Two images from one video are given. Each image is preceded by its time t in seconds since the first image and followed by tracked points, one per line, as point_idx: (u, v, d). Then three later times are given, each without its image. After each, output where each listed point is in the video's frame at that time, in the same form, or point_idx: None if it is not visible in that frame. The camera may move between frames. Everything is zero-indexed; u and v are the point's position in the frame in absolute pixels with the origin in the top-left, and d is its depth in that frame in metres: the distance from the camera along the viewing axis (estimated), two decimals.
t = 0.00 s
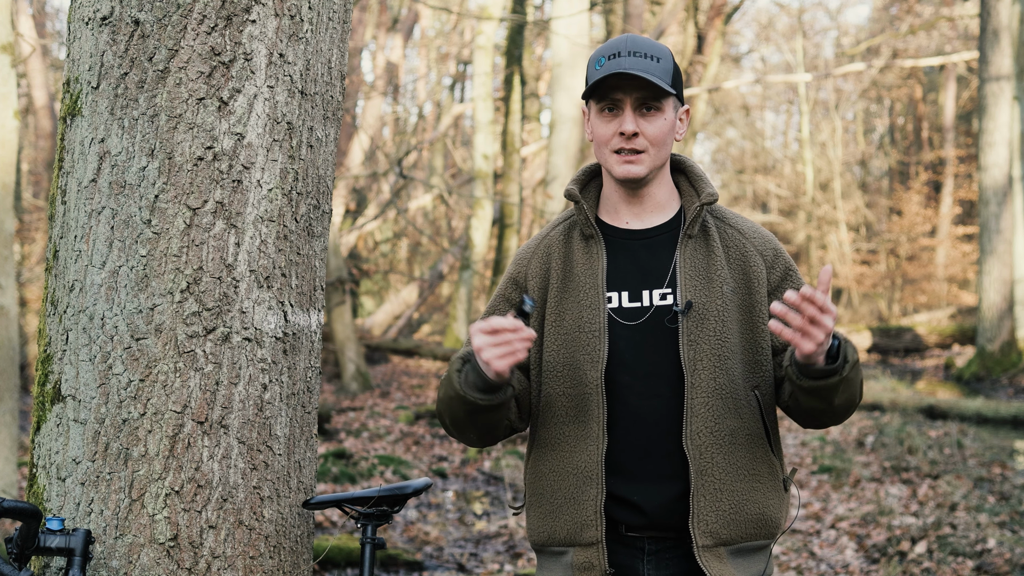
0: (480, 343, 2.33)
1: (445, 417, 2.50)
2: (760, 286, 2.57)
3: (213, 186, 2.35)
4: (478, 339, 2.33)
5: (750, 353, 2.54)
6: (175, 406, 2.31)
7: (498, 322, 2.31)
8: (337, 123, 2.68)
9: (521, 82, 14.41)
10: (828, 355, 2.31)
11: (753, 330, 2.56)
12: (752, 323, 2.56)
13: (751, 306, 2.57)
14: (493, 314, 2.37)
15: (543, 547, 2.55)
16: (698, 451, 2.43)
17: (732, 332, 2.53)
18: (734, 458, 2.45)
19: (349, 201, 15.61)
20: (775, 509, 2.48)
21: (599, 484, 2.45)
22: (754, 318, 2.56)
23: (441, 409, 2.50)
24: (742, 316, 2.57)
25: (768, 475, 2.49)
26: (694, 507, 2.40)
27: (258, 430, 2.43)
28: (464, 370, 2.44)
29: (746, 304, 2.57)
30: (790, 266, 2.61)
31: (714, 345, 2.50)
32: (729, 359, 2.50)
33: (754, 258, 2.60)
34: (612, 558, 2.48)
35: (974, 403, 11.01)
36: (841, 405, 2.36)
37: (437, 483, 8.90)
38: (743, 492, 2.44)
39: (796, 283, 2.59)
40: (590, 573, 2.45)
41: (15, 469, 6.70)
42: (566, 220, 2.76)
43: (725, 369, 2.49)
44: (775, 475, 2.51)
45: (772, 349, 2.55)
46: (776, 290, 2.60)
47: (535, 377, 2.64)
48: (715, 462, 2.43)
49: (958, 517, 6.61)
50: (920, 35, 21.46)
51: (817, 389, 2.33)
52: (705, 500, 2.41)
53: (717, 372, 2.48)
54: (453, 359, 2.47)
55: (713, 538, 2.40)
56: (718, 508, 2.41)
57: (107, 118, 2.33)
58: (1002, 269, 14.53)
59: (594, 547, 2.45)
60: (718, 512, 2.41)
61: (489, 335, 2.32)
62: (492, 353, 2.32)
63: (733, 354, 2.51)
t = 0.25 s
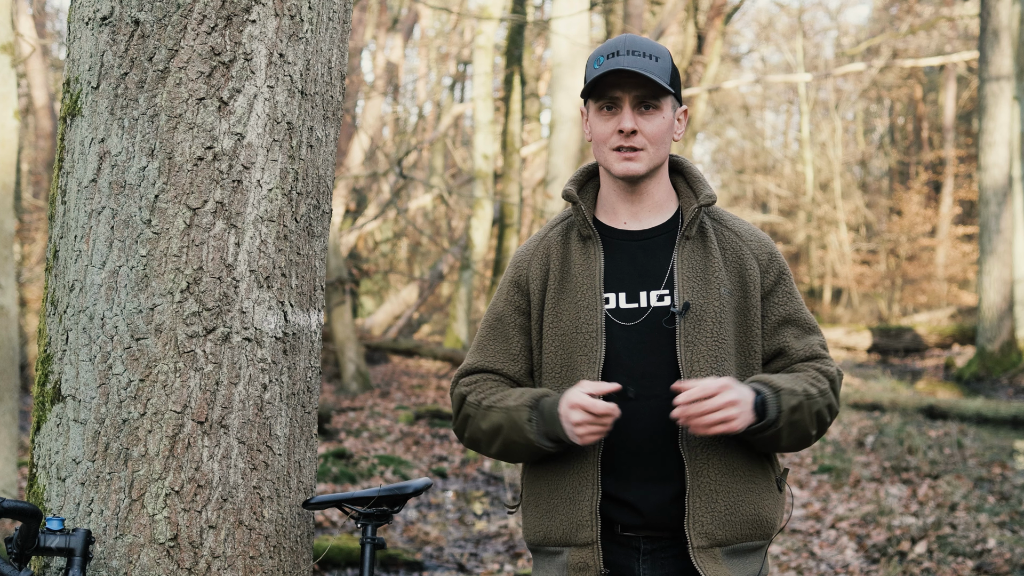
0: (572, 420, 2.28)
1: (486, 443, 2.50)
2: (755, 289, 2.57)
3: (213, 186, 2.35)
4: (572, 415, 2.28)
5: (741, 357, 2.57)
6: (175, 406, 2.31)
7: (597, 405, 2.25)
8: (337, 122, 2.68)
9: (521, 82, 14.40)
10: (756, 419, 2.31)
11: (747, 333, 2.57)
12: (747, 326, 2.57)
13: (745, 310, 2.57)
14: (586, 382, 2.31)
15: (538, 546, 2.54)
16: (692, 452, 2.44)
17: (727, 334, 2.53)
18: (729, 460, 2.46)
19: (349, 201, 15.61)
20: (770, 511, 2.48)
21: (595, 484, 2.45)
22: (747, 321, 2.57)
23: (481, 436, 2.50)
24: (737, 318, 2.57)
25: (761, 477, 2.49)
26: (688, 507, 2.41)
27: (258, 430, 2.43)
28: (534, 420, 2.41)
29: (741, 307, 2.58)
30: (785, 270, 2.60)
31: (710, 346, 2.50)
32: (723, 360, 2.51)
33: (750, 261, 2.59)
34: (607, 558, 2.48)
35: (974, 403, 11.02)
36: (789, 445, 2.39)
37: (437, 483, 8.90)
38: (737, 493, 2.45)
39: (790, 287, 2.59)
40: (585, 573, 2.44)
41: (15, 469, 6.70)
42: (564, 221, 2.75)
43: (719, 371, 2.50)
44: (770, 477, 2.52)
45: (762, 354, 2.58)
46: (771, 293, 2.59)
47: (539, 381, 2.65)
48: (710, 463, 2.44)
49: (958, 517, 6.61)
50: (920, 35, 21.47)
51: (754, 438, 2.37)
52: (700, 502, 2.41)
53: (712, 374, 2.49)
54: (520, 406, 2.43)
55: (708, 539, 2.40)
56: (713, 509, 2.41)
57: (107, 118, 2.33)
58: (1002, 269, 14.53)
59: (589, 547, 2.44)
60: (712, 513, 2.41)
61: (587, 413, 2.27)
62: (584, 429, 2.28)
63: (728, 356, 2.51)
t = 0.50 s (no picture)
0: (590, 428, 2.31)
1: (494, 446, 2.52)
2: (749, 290, 2.57)
3: (213, 186, 2.35)
4: (591, 424, 2.30)
5: (734, 357, 2.58)
6: (175, 406, 2.31)
7: (618, 413, 2.27)
8: (337, 123, 2.68)
9: (521, 82, 14.39)
10: (734, 425, 2.33)
11: (742, 333, 2.57)
12: (741, 325, 2.57)
13: (740, 311, 2.57)
14: (602, 390, 2.32)
15: (535, 545, 2.54)
16: (687, 450, 2.43)
17: (722, 334, 2.53)
18: (724, 459, 2.46)
19: (349, 201, 15.62)
20: (763, 510, 2.49)
21: (591, 483, 2.45)
22: (742, 321, 2.57)
23: (490, 440, 2.52)
24: (732, 317, 2.57)
25: (755, 476, 2.50)
26: (682, 506, 2.40)
27: (258, 430, 2.43)
28: (546, 425, 2.43)
29: (736, 308, 2.58)
30: (779, 270, 2.61)
31: (705, 346, 2.50)
32: (718, 360, 2.51)
33: (745, 262, 2.59)
34: (603, 557, 2.46)
35: (974, 403, 11.02)
36: (772, 450, 2.41)
37: (437, 483, 8.90)
38: (731, 492, 2.45)
39: (784, 288, 2.59)
40: (581, 572, 2.43)
41: (15, 469, 6.70)
42: (561, 222, 2.75)
43: (714, 371, 2.50)
44: (762, 476, 2.53)
45: (756, 355, 2.59)
46: (765, 294, 2.59)
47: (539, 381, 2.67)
48: (705, 463, 2.43)
49: (958, 517, 6.61)
50: (920, 35, 21.45)
51: (734, 445, 2.41)
52: (692, 501, 2.40)
53: (706, 373, 2.48)
54: (531, 412, 2.45)
55: (701, 538, 2.39)
56: (707, 508, 2.41)
57: (107, 118, 2.33)
58: (1002, 269, 14.53)
59: (585, 546, 2.44)
60: (707, 513, 2.41)
61: (606, 420, 2.29)
62: (602, 436, 2.31)
63: (721, 355, 2.52)
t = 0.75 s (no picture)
0: (511, 385, 2.26)
1: (456, 432, 2.51)
2: (746, 287, 2.56)
3: (213, 186, 2.35)
4: (511, 381, 2.26)
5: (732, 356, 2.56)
6: (175, 406, 2.31)
7: (534, 365, 2.25)
8: (337, 123, 2.68)
9: (521, 82, 14.38)
10: (779, 402, 2.29)
11: (740, 330, 2.56)
12: (738, 323, 2.56)
13: (737, 308, 2.57)
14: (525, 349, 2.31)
15: (533, 545, 2.55)
16: (683, 447, 2.43)
17: (718, 333, 2.52)
18: (721, 457, 2.45)
19: (349, 201, 15.63)
20: (762, 509, 2.48)
21: (587, 483, 2.45)
22: (739, 319, 2.56)
23: (453, 427, 2.51)
24: (728, 315, 2.57)
25: (755, 474, 2.48)
26: (678, 505, 2.40)
27: (258, 430, 2.43)
28: (485, 397, 2.44)
29: (733, 306, 2.57)
30: (777, 267, 2.60)
31: (700, 345, 2.49)
32: (715, 359, 2.50)
33: (741, 259, 2.58)
34: (600, 554, 2.48)
35: (974, 403, 11.02)
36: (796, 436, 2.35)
37: (437, 483, 8.90)
38: (728, 491, 2.44)
39: (783, 285, 2.58)
40: (578, 571, 2.45)
41: (15, 469, 6.70)
42: (556, 223, 2.76)
43: (710, 370, 2.49)
44: (762, 475, 2.51)
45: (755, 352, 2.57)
46: (762, 291, 2.59)
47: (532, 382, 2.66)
48: (702, 461, 2.43)
49: (957, 517, 6.61)
50: (920, 35, 21.44)
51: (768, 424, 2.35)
52: (689, 499, 2.40)
53: (703, 372, 2.48)
54: (472, 387, 2.47)
55: (699, 536, 2.39)
56: (703, 507, 2.40)
57: (107, 118, 2.33)
58: (1002, 269, 14.52)
59: (582, 545, 2.45)
60: (702, 511, 2.41)
61: (525, 375, 2.25)
62: (525, 393, 2.25)
63: (718, 354, 2.51)
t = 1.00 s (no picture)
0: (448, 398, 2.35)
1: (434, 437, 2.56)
2: (740, 285, 2.55)
3: (213, 186, 2.35)
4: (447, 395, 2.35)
5: (729, 355, 2.54)
6: (175, 406, 2.31)
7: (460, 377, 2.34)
8: (337, 123, 2.68)
9: (521, 82, 14.36)
10: (796, 394, 2.32)
11: (735, 330, 2.55)
12: (734, 322, 2.55)
13: (733, 307, 2.56)
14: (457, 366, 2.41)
15: (529, 545, 2.56)
16: (677, 447, 2.42)
17: (714, 333, 2.52)
18: (716, 456, 2.44)
19: (349, 201, 15.63)
20: (758, 507, 2.47)
21: (582, 485, 2.46)
22: (735, 318, 2.55)
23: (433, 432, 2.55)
24: (723, 315, 2.56)
25: (751, 471, 2.48)
26: (674, 504, 2.40)
27: (258, 430, 2.43)
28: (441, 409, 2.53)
29: (728, 305, 2.57)
30: (771, 264, 2.59)
31: (694, 345, 2.49)
32: (710, 359, 2.49)
33: (734, 257, 2.58)
34: (595, 555, 2.48)
35: (974, 403, 11.02)
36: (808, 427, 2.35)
37: (437, 483, 8.90)
38: (723, 490, 2.43)
39: (779, 282, 2.57)
40: (572, 572, 2.45)
41: (15, 469, 6.70)
42: (549, 227, 2.77)
43: (706, 369, 2.48)
44: (758, 472, 2.50)
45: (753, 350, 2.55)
46: (757, 289, 2.58)
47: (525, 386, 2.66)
48: (696, 461, 2.42)
49: (957, 517, 6.61)
50: (920, 35, 21.44)
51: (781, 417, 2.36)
52: (686, 498, 2.40)
53: (698, 372, 2.47)
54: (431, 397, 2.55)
55: (695, 535, 2.39)
56: (699, 506, 2.40)
57: (107, 119, 2.33)
58: (1002, 269, 14.52)
59: (577, 546, 2.45)
60: (698, 509, 2.40)
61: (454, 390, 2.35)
62: (459, 403, 2.36)
63: (714, 354, 2.50)
